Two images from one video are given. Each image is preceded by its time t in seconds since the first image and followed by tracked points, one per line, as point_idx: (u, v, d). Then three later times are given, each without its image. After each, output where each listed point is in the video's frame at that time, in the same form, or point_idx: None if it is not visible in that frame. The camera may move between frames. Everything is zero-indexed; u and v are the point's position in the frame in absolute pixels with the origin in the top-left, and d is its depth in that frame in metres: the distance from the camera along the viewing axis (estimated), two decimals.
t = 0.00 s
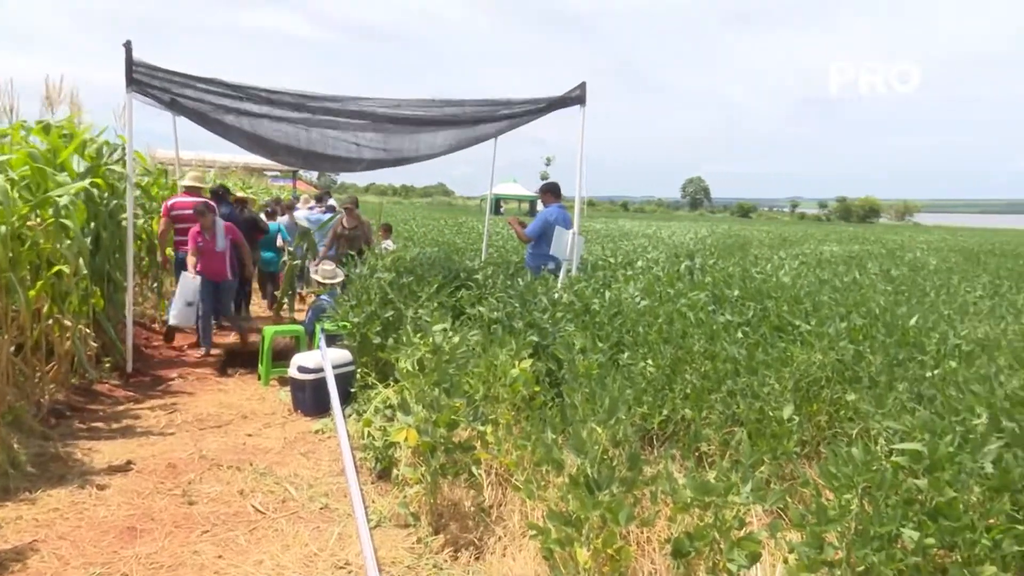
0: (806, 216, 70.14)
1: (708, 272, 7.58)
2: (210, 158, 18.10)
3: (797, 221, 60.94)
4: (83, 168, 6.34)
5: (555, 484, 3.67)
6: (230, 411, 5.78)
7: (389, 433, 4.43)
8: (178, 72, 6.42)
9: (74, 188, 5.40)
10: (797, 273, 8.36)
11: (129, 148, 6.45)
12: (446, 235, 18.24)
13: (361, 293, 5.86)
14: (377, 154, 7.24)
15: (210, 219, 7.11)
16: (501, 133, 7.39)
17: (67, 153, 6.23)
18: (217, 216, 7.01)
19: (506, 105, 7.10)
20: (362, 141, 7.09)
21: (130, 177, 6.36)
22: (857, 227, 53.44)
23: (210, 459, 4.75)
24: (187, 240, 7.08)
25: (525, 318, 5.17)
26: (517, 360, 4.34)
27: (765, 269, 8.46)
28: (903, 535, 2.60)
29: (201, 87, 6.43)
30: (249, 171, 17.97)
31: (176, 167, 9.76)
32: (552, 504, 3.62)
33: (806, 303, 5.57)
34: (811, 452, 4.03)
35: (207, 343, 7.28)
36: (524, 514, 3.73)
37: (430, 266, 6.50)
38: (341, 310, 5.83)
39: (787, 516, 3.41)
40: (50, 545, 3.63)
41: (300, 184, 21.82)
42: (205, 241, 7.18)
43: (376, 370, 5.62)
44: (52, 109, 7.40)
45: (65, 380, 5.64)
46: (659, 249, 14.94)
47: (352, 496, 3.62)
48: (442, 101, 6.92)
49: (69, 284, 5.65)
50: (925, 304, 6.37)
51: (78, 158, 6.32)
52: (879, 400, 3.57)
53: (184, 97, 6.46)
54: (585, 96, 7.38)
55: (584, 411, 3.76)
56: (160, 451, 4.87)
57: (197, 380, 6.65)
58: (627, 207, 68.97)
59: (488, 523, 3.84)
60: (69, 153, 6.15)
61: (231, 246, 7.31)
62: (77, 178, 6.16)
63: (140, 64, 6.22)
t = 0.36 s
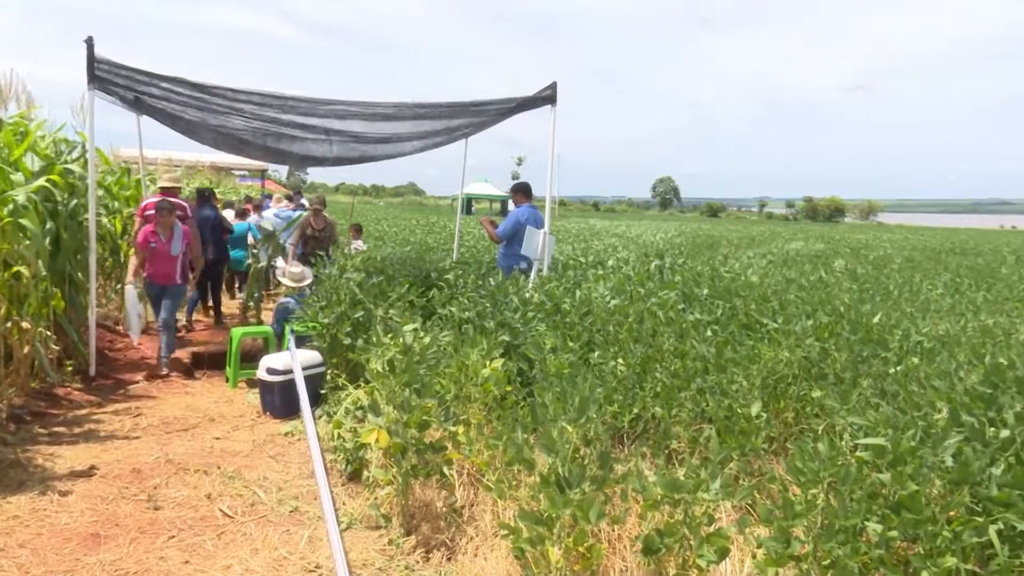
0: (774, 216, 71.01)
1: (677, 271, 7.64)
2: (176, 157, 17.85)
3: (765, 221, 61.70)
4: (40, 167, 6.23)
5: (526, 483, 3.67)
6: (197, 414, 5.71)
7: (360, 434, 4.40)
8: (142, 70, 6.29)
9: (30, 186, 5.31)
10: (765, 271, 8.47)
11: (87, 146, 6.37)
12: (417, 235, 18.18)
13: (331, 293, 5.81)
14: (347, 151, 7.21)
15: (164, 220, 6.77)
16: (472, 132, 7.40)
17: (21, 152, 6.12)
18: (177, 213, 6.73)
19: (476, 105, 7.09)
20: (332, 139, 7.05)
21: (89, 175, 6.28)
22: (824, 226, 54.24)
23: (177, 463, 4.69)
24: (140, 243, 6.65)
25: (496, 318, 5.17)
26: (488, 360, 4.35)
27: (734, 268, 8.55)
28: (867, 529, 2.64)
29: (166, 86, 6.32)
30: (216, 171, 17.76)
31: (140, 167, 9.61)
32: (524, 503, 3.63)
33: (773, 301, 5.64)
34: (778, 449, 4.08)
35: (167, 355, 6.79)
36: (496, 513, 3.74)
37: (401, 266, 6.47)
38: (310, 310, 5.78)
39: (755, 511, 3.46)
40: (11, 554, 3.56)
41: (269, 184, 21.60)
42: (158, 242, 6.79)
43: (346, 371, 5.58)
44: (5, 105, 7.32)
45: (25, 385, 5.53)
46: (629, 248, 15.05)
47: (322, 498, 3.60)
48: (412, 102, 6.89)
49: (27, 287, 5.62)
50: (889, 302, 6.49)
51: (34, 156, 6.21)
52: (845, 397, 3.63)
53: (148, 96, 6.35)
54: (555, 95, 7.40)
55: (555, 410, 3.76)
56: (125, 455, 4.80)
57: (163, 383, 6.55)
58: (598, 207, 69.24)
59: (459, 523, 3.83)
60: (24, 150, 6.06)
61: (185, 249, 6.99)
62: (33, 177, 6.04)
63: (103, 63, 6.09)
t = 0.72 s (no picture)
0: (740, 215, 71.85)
1: (644, 271, 7.70)
2: (138, 155, 17.54)
3: (731, 220, 62.39)
4: None
5: (495, 483, 3.67)
6: (159, 417, 5.62)
7: (327, 436, 4.36)
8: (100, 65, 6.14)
9: None
10: (731, 270, 8.56)
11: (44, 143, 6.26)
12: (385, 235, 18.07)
13: (297, 294, 5.73)
14: (313, 146, 7.15)
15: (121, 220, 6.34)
16: (440, 128, 7.36)
17: None
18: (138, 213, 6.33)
19: (445, 103, 7.03)
20: (298, 134, 6.98)
21: (47, 173, 6.17)
22: (788, 225, 55.03)
23: (139, 467, 4.60)
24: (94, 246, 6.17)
25: (464, 318, 5.15)
26: (456, 359, 4.34)
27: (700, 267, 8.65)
28: (829, 522, 2.68)
29: (125, 83, 6.19)
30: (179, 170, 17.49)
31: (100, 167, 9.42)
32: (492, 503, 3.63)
33: (738, 299, 5.70)
34: (743, 445, 4.13)
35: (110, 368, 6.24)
36: (465, 513, 3.74)
37: (368, 266, 6.42)
38: (276, 312, 5.70)
39: (721, 507, 3.50)
40: None
41: (233, 183, 21.32)
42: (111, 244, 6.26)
43: (313, 372, 5.53)
44: None
45: None
46: (597, 248, 15.13)
47: (288, 501, 3.56)
48: (381, 99, 6.82)
49: None
50: (851, 299, 6.61)
51: None
52: (807, 393, 3.69)
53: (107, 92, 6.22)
54: (523, 94, 7.39)
55: (524, 409, 3.76)
56: (85, 461, 4.70)
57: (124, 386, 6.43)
58: (566, 207, 69.46)
59: (428, 524, 3.82)
60: None
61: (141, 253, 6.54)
62: None
63: (59, 58, 5.94)
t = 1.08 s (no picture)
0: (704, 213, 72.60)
1: (610, 269, 7.74)
2: (95, 154, 17.17)
3: (696, 219, 63.07)
4: None
5: (462, 482, 3.66)
6: (118, 421, 5.51)
7: (291, 438, 4.30)
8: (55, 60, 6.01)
9: None
10: (696, 268, 8.66)
11: None
12: (350, 234, 17.94)
13: (260, 295, 5.65)
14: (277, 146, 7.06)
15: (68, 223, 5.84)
16: (405, 128, 7.33)
17: None
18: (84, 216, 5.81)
19: (410, 103, 7.01)
20: (261, 133, 6.89)
21: None
22: (751, 223, 55.80)
23: (97, 473, 4.52)
24: (38, 252, 5.72)
25: (430, 317, 5.13)
26: (422, 359, 4.33)
27: (664, 265, 8.73)
28: (790, 515, 2.72)
29: (81, 78, 6.07)
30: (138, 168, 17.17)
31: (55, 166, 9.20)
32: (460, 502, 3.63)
33: (702, 297, 5.76)
34: (707, 440, 4.18)
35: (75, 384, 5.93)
36: (432, 513, 3.73)
37: (333, 266, 6.36)
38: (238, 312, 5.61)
39: (686, 502, 3.54)
40: None
41: (195, 181, 20.98)
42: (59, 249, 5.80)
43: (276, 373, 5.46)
44: None
45: None
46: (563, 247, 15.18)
47: (251, 504, 3.52)
48: (345, 97, 6.77)
49: None
50: (811, 296, 6.73)
51: None
52: (769, 390, 3.75)
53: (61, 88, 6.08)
54: (489, 93, 7.39)
55: (489, 408, 3.75)
56: (40, 467, 4.60)
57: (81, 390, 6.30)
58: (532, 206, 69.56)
59: (395, 525, 3.80)
60: None
61: (92, 257, 6.13)
62: None
63: (11, 53, 5.80)
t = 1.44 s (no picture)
0: (667, 212, 73.28)
1: (574, 268, 7.78)
2: (48, 151, 16.74)
3: (659, 217, 63.62)
4: None
5: (427, 482, 3.65)
6: (72, 426, 5.38)
7: (253, 440, 4.24)
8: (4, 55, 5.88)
9: None
10: (658, 267, 8.74)
11: None
12: (313, 233, 17.76)
13: (219, 295, 5.55)
14: (237, 145, 6.95)
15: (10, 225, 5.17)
16: (368, 127, 7.28)
17: None
18: (25, 220, 5.13)
19: (373, 101, 6.96)
20: (220, 132, 6.78)
21: None
22: (713, 222, 56.48)
23: (50, 479, 4.41)
24: None
25: (394, 316, 5.09)
26: (386, 359, 4.30)
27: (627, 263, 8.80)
28: (750, 509, 2.76)
29: (31, 73, 5.94)
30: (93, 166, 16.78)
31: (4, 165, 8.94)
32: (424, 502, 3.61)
33: (664, 295, 5.81)
34: (670, 437, 4.22)
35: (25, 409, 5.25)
36: (396, 514, 3.71)
37: (294, 265, 6.29)
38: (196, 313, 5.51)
39: (650, 498, 3.57)
40: None
41: (151, 179, 20.56)
42: None
43: (237, 375, 5.38)
44: None
45: None
46: (527, 246, 15.21)
47: (210, 508, 3.47)
48: (305, 95, 6.71)
49: None
50: (771, 294, 6.83)
51: None
52: (730, 386, 3.81)
53: (10, 83, 5.95)
54: (451, 92, 7.37)
55: (453, 407, 3.74)
56: None
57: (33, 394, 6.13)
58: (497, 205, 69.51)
59: (359, 526, 3.77)
60: None
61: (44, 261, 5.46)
62: None
63: None
